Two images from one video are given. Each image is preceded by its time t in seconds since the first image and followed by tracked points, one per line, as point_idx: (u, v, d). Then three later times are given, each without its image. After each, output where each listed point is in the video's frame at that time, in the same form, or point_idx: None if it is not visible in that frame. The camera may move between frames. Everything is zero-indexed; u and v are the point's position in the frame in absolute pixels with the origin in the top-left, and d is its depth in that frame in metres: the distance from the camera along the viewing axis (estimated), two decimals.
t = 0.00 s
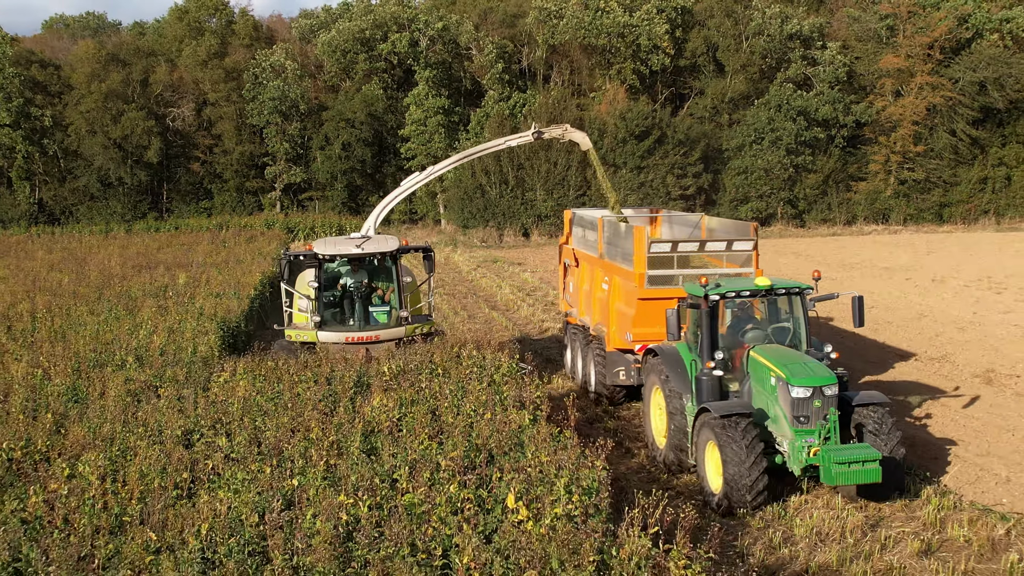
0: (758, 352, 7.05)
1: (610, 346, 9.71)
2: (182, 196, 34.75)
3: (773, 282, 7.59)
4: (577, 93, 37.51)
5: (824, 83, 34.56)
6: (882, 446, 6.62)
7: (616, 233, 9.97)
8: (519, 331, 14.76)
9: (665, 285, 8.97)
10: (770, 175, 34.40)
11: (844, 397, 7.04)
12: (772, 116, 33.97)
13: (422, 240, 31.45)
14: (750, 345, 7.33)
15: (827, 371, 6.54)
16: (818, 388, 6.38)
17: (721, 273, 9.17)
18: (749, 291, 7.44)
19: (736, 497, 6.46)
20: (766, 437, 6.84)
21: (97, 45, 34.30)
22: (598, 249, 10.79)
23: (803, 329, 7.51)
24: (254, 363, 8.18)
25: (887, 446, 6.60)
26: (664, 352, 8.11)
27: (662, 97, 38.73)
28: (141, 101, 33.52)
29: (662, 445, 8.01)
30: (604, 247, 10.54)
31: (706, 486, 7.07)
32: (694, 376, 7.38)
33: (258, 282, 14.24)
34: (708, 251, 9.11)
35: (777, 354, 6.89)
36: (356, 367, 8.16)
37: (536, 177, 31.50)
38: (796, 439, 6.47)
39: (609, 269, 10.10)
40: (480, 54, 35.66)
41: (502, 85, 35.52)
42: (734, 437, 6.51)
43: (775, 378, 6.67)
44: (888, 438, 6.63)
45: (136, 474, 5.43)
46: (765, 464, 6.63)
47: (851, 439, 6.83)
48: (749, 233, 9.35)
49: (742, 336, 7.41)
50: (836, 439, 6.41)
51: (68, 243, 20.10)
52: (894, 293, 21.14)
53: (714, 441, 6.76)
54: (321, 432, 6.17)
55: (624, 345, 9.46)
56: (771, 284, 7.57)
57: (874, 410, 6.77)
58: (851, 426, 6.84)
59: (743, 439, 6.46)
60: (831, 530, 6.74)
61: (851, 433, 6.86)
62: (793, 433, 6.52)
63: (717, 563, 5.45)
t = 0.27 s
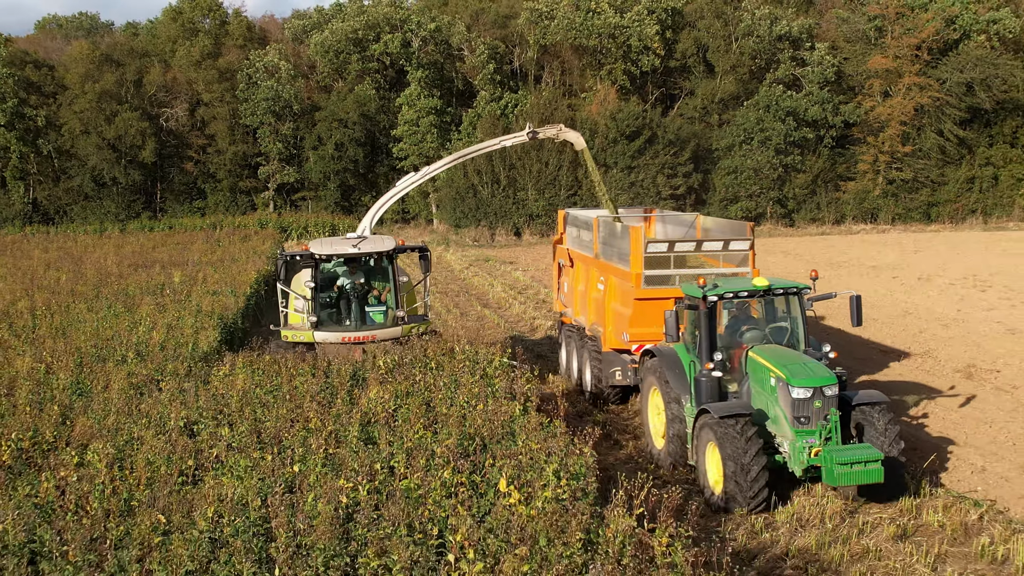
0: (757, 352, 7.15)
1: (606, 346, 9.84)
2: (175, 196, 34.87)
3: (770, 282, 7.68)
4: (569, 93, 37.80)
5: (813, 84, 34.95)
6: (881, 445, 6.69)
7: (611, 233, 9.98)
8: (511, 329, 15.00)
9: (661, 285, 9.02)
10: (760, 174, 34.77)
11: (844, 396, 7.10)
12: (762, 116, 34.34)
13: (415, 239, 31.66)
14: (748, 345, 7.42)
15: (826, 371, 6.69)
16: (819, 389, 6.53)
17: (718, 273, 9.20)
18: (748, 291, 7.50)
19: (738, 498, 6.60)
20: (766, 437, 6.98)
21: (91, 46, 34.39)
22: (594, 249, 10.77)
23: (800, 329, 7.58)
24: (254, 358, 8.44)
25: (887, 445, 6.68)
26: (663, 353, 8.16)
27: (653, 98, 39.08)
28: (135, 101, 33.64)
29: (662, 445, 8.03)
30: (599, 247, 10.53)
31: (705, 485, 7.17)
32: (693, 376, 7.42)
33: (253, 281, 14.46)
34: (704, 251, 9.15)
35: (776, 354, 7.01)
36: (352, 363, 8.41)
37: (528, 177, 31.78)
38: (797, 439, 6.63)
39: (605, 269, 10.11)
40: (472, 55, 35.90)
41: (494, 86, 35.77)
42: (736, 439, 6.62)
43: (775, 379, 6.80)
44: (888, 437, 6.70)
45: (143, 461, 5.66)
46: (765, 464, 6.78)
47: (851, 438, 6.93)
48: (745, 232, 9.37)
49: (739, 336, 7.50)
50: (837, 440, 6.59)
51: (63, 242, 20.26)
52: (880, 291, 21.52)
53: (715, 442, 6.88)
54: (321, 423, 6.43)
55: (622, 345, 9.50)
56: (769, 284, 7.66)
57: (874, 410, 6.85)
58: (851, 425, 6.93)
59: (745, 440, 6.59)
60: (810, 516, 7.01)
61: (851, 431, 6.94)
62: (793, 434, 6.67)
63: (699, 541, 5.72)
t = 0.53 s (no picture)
0: (756, 351, 7.11)
1: (602, 346, 9.86)
2: (167, 195, 34.98)
3: (769, 281, 7.64)
4: (559, 93, 38.10)
5: (800, 84, 35.35)
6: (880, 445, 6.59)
7: (606, 233, 9.97)
8: (502, 326, 15.23)
9: (658, 285, 8.98)
10: (748, 174, 35.15)
11: (841, 395, 7.01)
12: (749, 117, 34.72)
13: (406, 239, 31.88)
14: (746, 344, 7.39)
15: (826, 370, 6.63)
16: (818, 388, 6.47)
17: (714, 272, 9.20)
18: (746, 291, 7.46)
19: (738, 496, 6.61)
20: (764, 436, 6.95)
21: (83, 46, 34.47)
22: (588, 249, 10.77)
23: (799, 328, 7.52)
24: (251, 354, 8.71)
25: (886, 444, 6.59)
26: (660, 352, 8.14)
27: (642, 98, 39.43)
28: (127, 101, 33.76)
29: (659, 445, 8.14)
30: (594, 246, 10.52)
31: (704, 485, 7.17)
32: (691, 376, 7.41)
33: (248, 278, 14.69)
34: (700, 251, 9.15)
35: (774, 353, 6.97)
36: (347, 359, 8.66)
37: (518, 176, 32.07)
38: (796, 438, 6.57)
39: (600, 268, 10.11)
40: (462, 56, 36.13)
41: (485, 86, 36.02)
42: (734, 437, 6.62)
43: (774, 377, 6.76)
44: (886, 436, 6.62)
45: (148, 450, 5.90)
46: (763, 463, 6.75)
47: (849, 437, 6.83)
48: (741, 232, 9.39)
49: (737, 335, 7.46)
50: (837, 439, 6.52)
51: (57, 241, 20.45)
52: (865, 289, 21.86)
53: (714, 441, 6.86)
54: (318, 413, 6.69)
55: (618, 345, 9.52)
56: (768, 283, 7.61)
57: (872, 409, 6.77)
58: (849, 424, 6.83)
59: (742, 438, 6.57)
60: (790, 502, 7.33)
61: (849, 431, 6.84)
62: (793, 433, 6.62)
63: (681, 524, 6.00)
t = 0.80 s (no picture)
0: (755, 351, 7.13)
1: (598, 346, 9.83)
2: (160, 196, 35.09)
3: (767, 281, 7.67)
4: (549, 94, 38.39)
5: (788, 85, 35.76)
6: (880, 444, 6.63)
7: (603, 232, 10.04)
8: (493, 324, 15.46)
9: (656, 285, 9.03)
10: (736, 174, 35.53)
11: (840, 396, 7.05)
12: (737, 117, 35.12)
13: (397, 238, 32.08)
14: (745, 344, 7.40)
15: (825, 370, 6.65)
16: (817, 387, 6.48)
17: (710, 272, 9.27)
18: (745, 290, 7.51)
19: (737, 496, 6.55)
20: (764, 436, 6.95)
21: (76, 46, 34.55)
22: (583, 249, 10.86)
23: (797, 328, 7.53)
24: (248, 351, 8.96)
25: (885, 443, 6.64)
26: (658, 352, 8.13)
27: (631, 99, 39.78)
28: (120, 102, 33.89)
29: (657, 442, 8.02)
30: (589, 246, 10.61)
31: (703, 485, 7.14)
32: (690, 375, 7.43)
33: (241, 277, 14.91)
34: (697, 251, 9.23)
35: (773, 353, 7.00)
36: (342, 356, 8.91)
37: (509, 176, 32.35)
38: (796, 438, 6.58)
39: (596, 268, 10.17)
40: (453, 57, 36.37)
41: (475, 87, 36.27)
42: (734, 437, 6.59)
43: (773, 377, 6.77)
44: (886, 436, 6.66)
45: (153, 439, 6.14)
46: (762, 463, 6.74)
47: (849, 438, 6.86)
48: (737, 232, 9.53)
49: (735, 335, 7.48)
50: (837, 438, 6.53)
51: (51, 240, 20.62)
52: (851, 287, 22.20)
53: (713, 440, 6.87)
54: (314, 404, 6.95)
55: (613, 345, 9.57)
56: (766, 283, 7.66)
57: (871, 409, 6.81)
58: (849, 425, 6.86)
59: (742, 438, 6.56)
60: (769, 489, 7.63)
61: (848, 431, 6.88)
62: (792, 432, 6.62)
63: (667, 510, 6.23)
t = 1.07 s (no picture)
0: (756, 351, 7.10)
1: (594, 346, 9.96)
2: (153, 195, 35.21)
3: (768, 281, 7.65)
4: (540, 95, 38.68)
5: (777, 86, 36.16)
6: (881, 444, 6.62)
7: (600, 232, 10.19)
8: (485, 322, 15.68)
9: (653, 284, 9.19)
10: (726, 174, 35.90)
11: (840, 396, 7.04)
12: (727, 118, 35.50)
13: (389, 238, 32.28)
14: (745, 344, 7.37)
15: (826, 370, 6.63)
16: (819, 387, 6.46)
17: (708, 272, 9.42)
18: (746, 290, 7.48)
19: (738, 496, 6.49)
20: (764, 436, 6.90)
21: (69, 47, 34.65)
22: (580, 249, 11.03)
23: (796, 328, 7.53)
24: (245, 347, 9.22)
25: (886, 443, 6.62)
26: (658, 352, 8.12)
27: (622, 99, 40.11)
28: (114, 102, 34.03)
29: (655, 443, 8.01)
30: (586, 246, 10.76)
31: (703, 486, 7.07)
32: (690, 375, 7.41)
33: (236, 275, 15.12)
34: (695, 250, 9.38)
35: (773, 352, 6.98)
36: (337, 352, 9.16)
37: (500, 176, 32.64)
38: (797, 438, 6.55)
39: (592, 268, 10.32)
40: (445, 58, 36.62)
41: (467, 88, 36.53)
42: (736, 437, 6.53)
43: (774, 377, 6.74)
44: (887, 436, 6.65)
45: (158, 429, 6.38)
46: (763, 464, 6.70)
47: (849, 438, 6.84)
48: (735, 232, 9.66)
49: (735, 335, 7.45)
50: (839, 439, 6.50)
51: (45, 240, 20.77)
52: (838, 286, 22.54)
53: (714, 441, 6.80)
54: (312, 396, 7.21)
55: (609, 344, 9.70)
56: (767, 283, 7.64)
57: (872, 409, 6.79)
58: (849, 425, 6.84)
59: (743, 438, 6.50)
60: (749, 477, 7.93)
61: (849, 431, 6.86)
62: (793, 433, 6.59)
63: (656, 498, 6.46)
